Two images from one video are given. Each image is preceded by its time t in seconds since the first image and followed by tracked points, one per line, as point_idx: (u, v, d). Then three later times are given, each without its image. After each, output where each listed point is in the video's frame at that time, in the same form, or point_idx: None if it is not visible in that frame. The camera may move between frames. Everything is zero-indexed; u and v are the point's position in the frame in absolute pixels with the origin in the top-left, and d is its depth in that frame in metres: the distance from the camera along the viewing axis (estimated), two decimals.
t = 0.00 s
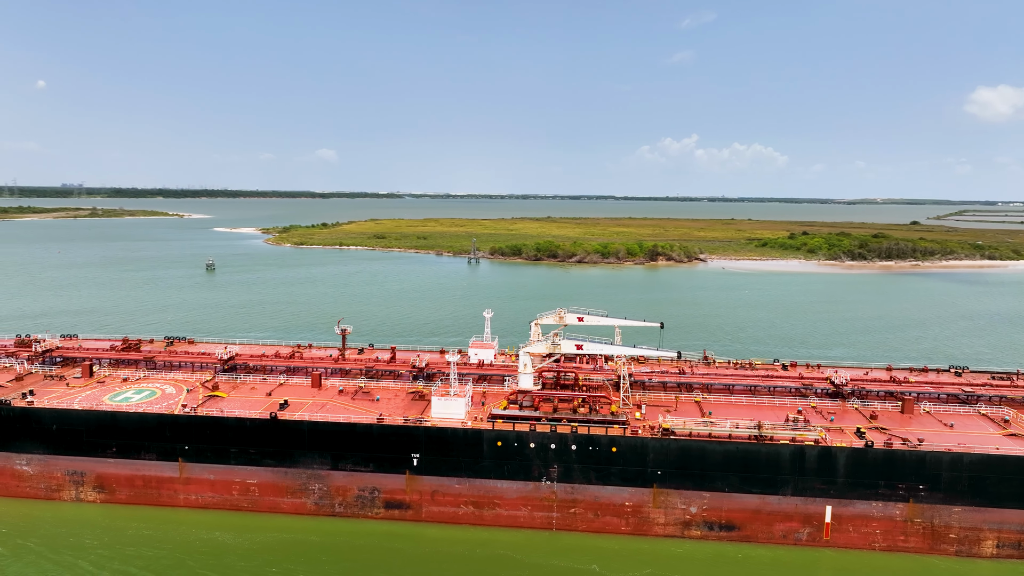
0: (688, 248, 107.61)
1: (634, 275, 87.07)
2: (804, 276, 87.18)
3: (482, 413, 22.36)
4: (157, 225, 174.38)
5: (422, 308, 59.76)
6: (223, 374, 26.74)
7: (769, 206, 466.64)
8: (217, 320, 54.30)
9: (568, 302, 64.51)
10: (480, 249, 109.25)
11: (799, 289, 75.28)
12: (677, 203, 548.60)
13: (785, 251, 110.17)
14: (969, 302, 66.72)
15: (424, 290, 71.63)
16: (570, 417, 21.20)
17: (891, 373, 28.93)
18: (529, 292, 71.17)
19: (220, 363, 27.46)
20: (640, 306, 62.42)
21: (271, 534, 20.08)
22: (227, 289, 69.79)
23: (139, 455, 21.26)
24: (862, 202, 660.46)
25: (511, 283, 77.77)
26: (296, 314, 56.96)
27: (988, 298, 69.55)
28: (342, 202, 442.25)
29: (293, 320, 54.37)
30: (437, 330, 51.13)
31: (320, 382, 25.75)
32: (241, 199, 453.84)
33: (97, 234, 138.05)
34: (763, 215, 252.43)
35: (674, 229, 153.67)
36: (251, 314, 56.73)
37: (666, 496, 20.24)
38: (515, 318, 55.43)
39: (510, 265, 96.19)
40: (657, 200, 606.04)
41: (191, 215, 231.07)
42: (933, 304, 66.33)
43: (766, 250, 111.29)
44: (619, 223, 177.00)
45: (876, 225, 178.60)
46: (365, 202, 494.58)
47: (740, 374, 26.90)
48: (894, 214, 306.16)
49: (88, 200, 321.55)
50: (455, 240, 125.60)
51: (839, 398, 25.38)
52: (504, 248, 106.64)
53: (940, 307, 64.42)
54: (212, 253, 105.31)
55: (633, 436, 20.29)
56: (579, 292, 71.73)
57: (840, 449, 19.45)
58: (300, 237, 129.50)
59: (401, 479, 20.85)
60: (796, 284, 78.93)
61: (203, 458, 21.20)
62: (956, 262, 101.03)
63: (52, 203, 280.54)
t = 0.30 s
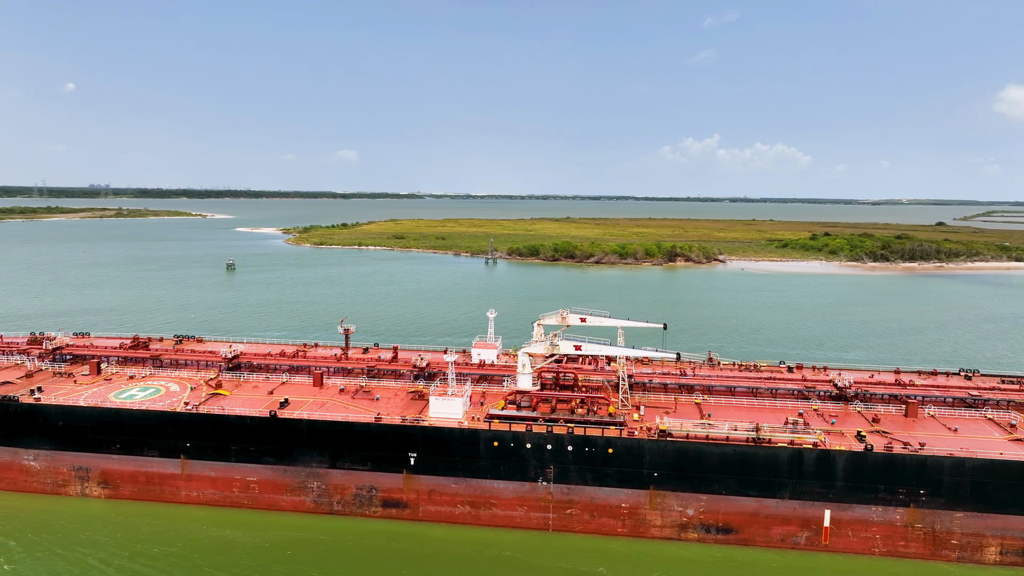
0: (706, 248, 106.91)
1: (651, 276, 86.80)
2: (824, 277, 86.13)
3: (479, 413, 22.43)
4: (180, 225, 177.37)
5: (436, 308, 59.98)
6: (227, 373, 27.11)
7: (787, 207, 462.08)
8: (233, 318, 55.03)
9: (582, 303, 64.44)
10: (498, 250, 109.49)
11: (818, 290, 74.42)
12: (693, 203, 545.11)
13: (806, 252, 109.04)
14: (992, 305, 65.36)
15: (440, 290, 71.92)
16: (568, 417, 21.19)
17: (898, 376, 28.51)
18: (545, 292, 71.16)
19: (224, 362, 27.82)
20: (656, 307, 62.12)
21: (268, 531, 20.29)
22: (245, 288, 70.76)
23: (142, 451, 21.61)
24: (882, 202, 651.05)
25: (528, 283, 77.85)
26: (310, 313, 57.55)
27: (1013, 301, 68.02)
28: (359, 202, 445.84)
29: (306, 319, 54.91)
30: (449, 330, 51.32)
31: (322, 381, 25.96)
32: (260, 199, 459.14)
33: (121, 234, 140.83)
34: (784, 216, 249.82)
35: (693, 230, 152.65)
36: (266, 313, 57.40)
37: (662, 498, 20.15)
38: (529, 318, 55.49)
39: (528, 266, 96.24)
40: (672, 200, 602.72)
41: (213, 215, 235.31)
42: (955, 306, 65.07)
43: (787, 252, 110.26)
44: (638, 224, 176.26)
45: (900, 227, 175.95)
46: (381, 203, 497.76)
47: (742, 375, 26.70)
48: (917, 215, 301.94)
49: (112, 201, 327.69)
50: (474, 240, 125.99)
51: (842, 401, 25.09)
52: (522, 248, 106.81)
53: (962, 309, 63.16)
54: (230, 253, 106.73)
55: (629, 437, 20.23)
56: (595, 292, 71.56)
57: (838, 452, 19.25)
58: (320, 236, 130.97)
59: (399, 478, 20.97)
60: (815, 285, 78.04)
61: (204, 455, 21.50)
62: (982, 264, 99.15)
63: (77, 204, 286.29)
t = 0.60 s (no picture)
0: (725, 249, 106.23)
1: (669, 277, 86.51)
2: (843, 279, 85.14)
3: (477, 413, 22.52)
4: (201, 225, 180.25)
5: (449, 308, 60.18)
6: (230, 371, 27.48)
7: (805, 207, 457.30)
8: (247, 318, 55.74)
9: (597, 304, 64.45)
10: (514, 250, 109.72)
11: (837, 292, 73.64)
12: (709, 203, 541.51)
13: (827, 253, 107.93)
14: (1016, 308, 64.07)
15: (455, 290, 72.27)
16: (564, 418, 21.21)
17: (905, 379, 28.15)
18: (561, 293, 71.23)
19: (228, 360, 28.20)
20: (672, 308, 61.79)
21: (266, 529, 20.53)
22: (262, 288, 71.66)
23: (144, 448, 21.98)
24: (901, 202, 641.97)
25: (544, 284, 77.99)
26: (324, 312, 58.14)
27: None
28: (375, 202, 448.98)
29: (320, 318, 55.47)
30: (461, 331, 51.54)
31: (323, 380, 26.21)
32: (277, 200, 464.06)
33: (143, 233, 143.37)
34: (804, 217, 247.31)
35: (712, 231, 151.70)
36: (280, 312, 58.08)
37: (658, 500, 20.11)
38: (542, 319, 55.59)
39: (546, 267, 96.23)
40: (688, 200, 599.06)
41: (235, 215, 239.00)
42: (977, 309, 63.90)
43: (807, 253, 109.26)
44: (656, 224, 175.60)
45: (926, 227, 173.20)
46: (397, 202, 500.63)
47: (744, 377, 26.51)
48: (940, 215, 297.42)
49: (134, 200, 333.49)
50: (491, 240, 126.35)
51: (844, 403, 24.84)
52: (538, 249, 106.98)
53: (984, 312, 61.97)
54: (248, 252, 108.14)
55: (625, 438, 20.21)
56: (611, 293, 71.32)
57: (836, 455, 19.08)
58: (339, 236, 132.28)
59: (395, 477, 21.13)
60: (834, 287, 77.23)
61: (205, 452, 21.81)
62: (1008, 266, 97.42)
63: (108, 204, 292.70)
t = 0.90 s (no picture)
0: (742, 250, 105.51)
1: (686, 278, 86.17)
2: (862, 280, 84.17)
3: (474, 412, 22.63)
4: (222, 226, 182.42)
5: (461, 309, 60.34)
6: (232, 370, 27.82)
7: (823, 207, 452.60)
8: (261, 317, 56.40)
9: (611, 304, 64.38)
10: (530, 251, 109.84)
11: (855, 294, 72.94)
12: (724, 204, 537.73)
13: (846, 254, 106.79)
14: None
15: (469, 290, 72.60)
16: (559, 418, 21.26)
17: (911, 382, 27.81)
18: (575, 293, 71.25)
19: (230, 358, 28.58)
20: (687, 310, 61.36)
21: (264, 526, 20.77)
22: (277, 287, 72.47)
23: (147, 445, 22.37)
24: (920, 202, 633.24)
25: (559, 284, 78.10)
26: (338, 311, 58.67)
27: None
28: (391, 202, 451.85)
29: (332, 317, 55.99)
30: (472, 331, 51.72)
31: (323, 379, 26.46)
32: (292, 200, 468.13)
33: (162, 233, 145.54)
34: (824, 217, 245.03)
35: (731, 231, 150.74)
36: (292, 312, 58.63)
37: (653, 501, 20.08)
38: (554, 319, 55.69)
39: (561, 268, 96.14)
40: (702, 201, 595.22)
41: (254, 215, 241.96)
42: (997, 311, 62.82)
43: (826, 254, 108.22)
44: (674, 225, 174.75)
45: (951, 229, 170.47)
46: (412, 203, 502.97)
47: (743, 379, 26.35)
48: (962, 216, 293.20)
49: (153, 201, 338.49)
50: (507, 240, 126.54)
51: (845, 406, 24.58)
52: (554, 249, 107.03)
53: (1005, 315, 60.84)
54: (265, 253, 109.28)
55: (620, 439, 20.21)
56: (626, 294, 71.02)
57: (832, 457, 18.94)
58: (356, 237, 133.54)
59: (392, 476, 21.28)
60: (852, 289, 76.46)
61: (205, 450, 22.12)
62: None
63: (129, 205, 297.57)
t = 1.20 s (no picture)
0: (760, 251, 104.72)
1: (702, 278, 85.70)
2: (882, 282, 82.98)
3: (471, 412, 22.72)
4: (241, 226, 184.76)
5: (472, 309, 60.42)
6: (235, 368, 28.16)
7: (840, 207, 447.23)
8: (275, 316, 57.07)
9: (624, 304, 64.33)
10: (545, 251, 109.88)
11: (874, 295, 71.99)
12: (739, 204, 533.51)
13: (865, 255, 105.58)
14: None
15: (483, 290, 72.78)
16: (555, 418, 21.30)
17: (917, 385, 27.44)
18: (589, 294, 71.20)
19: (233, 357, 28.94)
20: (701, 311, 60.98)
21: (262, 523, 21.01)
22: (292, 287, 73.30)
23: (149, 442, 22.71)
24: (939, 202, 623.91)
25: (574, 285, 78.10)
26: (350, 310, 59.16)
27: None
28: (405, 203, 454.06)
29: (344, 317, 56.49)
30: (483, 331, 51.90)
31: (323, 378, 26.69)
32: (307, 200, 471.67)
33: (182, 233, 147.72)
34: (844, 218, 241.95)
35: (749, 232, 149.55)
36: (304, 311, 59.12)
37: (648, 502, 20.04)
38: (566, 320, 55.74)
39: (576, 268, 95.92)
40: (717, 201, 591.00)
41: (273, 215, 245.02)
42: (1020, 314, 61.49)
43: (845, 255, 107.08)
44: (691, 226, 173.74)
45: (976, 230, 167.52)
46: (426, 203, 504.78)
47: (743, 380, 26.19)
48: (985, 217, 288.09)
49: (173, 201, 343.32)
50: (522, 241, 126.61)
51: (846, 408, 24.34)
52: (570, 249, 107.04)
53: None
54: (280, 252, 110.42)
55: (615, 440, 20.20)
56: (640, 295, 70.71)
57: (828, 461, 18.80)
58: (373, 237, 135.25)
59: (388, 475, 21.43)
60: (871, 290, 75.39)
61: (206, 447, 22.43)
62: None
63: (149, 205, 302.33)
